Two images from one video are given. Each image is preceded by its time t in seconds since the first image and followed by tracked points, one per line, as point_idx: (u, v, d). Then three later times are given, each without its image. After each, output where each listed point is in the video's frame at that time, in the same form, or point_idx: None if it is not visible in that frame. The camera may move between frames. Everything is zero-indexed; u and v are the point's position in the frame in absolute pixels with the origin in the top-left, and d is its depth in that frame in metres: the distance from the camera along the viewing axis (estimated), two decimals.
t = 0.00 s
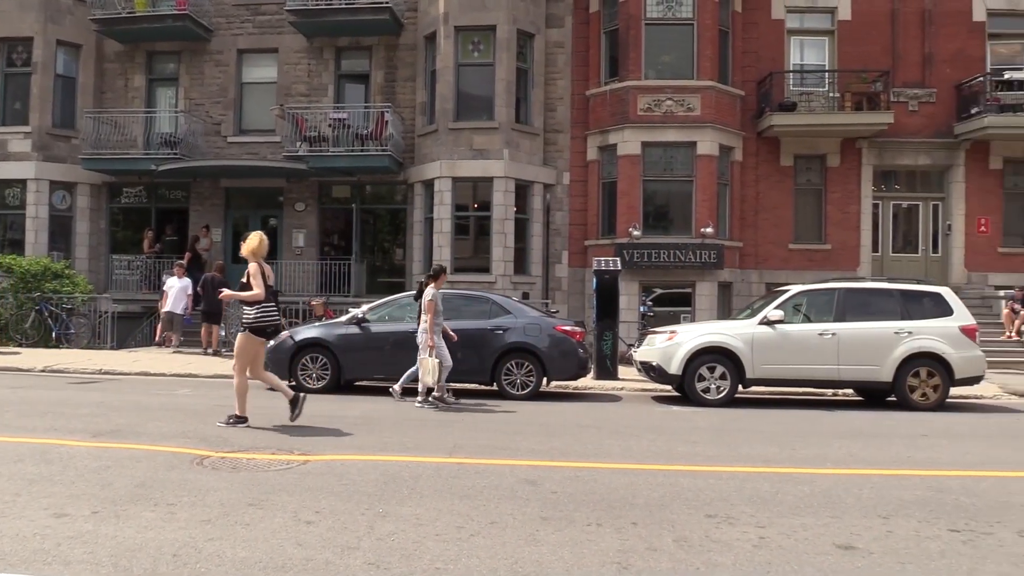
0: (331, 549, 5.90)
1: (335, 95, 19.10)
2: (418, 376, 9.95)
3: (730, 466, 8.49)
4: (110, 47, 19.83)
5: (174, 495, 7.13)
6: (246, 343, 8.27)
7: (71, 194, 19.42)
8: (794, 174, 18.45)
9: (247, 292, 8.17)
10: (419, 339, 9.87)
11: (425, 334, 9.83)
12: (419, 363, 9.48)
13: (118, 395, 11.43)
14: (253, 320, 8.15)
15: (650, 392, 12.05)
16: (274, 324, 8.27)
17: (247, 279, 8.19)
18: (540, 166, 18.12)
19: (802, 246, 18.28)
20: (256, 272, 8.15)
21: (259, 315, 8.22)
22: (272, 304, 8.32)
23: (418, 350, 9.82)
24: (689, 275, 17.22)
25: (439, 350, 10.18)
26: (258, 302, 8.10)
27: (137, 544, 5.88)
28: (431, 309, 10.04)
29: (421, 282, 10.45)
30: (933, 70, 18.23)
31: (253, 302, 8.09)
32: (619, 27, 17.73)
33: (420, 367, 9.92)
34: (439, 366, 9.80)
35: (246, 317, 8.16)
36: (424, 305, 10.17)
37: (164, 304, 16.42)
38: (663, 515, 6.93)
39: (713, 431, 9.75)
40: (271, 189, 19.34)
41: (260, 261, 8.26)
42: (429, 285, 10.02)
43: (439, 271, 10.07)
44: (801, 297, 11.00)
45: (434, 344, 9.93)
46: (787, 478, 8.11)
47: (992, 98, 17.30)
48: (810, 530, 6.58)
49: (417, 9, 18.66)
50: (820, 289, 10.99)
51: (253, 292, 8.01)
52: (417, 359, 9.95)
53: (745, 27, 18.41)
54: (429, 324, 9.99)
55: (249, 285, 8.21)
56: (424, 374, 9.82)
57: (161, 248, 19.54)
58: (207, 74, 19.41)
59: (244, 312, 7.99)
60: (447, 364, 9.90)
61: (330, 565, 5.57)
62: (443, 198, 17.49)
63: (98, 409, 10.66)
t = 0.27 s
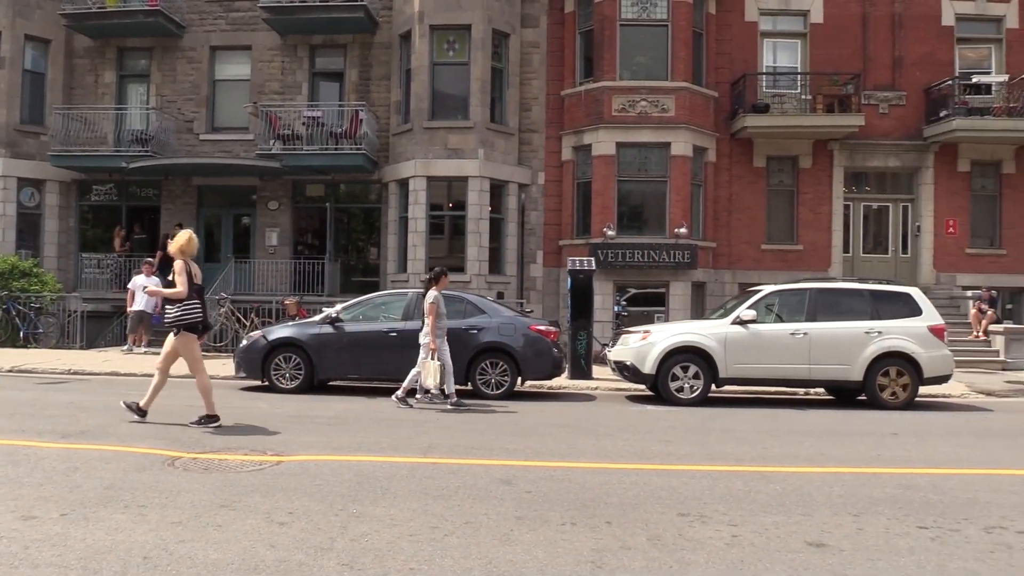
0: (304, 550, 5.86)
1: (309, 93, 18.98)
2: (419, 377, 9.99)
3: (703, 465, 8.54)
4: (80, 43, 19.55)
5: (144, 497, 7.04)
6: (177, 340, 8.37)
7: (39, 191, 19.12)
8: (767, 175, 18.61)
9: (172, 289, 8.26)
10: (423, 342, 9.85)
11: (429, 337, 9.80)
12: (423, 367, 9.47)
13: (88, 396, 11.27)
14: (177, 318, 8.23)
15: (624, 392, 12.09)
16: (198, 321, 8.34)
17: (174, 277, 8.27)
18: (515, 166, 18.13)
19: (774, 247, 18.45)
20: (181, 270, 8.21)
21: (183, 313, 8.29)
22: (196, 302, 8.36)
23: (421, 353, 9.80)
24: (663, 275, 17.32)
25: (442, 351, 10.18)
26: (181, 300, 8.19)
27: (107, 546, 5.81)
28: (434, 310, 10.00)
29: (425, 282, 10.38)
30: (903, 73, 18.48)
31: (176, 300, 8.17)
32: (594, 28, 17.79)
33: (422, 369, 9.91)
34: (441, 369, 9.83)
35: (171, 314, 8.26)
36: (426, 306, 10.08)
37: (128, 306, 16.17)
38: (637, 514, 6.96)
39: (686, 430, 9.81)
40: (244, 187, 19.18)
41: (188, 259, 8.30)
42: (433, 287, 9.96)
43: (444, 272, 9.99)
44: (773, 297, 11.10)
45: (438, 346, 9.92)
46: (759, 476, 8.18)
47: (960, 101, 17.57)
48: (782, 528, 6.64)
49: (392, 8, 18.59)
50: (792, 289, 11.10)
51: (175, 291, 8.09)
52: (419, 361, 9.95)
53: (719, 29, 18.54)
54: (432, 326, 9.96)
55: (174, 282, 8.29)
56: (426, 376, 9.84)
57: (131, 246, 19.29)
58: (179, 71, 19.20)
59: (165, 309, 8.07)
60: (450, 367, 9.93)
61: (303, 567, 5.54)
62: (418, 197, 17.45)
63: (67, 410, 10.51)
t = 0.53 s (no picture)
0: (283, 551, 5.83)
1: (288, 91, 18.87)
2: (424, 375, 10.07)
3: (682, 464, 8.58)
4: (55, 39, 19.32)
5: (121, 498, 6.97)
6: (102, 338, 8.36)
7: (13, 189, 18.88)
8: (745, 175, 18.73)
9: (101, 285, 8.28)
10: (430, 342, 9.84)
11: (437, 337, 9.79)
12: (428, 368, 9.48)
13: (63, 396, 11.14)
14: (105, 315, 8.24)
15: (604, 391, 12.12)
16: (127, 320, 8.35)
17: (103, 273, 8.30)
18: (495, 165, 18.12)
19: (752, 248, 18.57)
20: (111, 266, 8.25)
21: (111, 310, 8.29)
22: (127, 300, 8.39)
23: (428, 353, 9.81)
24: (642, 275, 17.38)
25: (449, 350, 10.19)
26: (110, 298, 8.20)
27: (82, 548, 5.75)
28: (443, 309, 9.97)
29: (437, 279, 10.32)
30: (880, 76, 18.67)
31: (105, 296, 8.18)
32: (574, 28, 17.82)
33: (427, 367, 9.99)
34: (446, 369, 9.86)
35: (98, 311, 8.25)
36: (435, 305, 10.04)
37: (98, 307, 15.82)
38: (616, 513, 6.98)
39: (666, 429, 9.85)
40: (222, 186, 19.04)
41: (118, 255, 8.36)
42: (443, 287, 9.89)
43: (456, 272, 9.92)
44: (752, 297, 11.17)
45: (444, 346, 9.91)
46: (737, 475, 8.23)
47: (936, 104, 17.77)
48: (760, 526, 6.68)
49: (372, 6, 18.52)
50: (770, 289, 11.17)
51: (105, 287, 8.11)
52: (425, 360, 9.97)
53: (699, 30, 18.62)
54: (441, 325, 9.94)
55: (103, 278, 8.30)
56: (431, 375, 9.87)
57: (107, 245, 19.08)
58: (156, 68, 19.03)
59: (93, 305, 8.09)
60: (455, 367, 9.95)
61: (281, 568, 5.50)
62: (397, 197, 17.41)
63: (41, 410, 10.38)
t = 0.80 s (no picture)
0: (261, 552, 5.79)
1: (268, 90, 18.76)
2: (433, 377, 10.06)
3: (661, 463, 8.61)
4: (31, 34, 19.08)
5: (97, 499, 6.90)
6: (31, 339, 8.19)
7: None
8: (725, 176, 18.84)
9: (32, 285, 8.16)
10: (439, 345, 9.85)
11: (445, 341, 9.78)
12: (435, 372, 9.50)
13: (38, 397, 10.99)
14: (34, 315, 8.08)
15: (584, 391, 12.14)
16: (57, 320, 8.19)
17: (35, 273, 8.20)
18: (475, 165, 18.10)
19: (731, 248, 18.68)
20: (42, 266, 8.15)
21: (41, 311, 8.15)
22: (58, 301, 8.26)
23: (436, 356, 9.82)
24: (622, 275, 17.43)
25: (459, 353, 10.16)
26: (41, 297, 8.07)
27: (56, 550, 5.68)
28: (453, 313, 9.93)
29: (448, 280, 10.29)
30: (858, 78, 18.84)
31: (36, 296, 8.07)
32: (555, 28, 17.84)
33: (435, 370, 9.97)
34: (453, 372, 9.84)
35: (28, 312, 8.11)
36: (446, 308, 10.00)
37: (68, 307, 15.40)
38: (596, 513, 6.99)
39: (645, 429, 9.88)
40: (200, 184, 18.90)
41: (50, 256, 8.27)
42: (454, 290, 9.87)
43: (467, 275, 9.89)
44: (730, 297, 11.23)
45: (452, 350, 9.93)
46: (716, 474, 8.27)
47: (912, 106, 17.97)
48: (738, 525, 6.72)
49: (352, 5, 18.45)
50: (748, 290, 11.24)
51: (34, 286, 8.00)
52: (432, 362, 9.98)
53: (679, 31, 18.69)
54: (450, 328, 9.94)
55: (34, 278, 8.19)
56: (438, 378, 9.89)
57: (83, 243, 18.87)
58: (134, 65, 18.85)
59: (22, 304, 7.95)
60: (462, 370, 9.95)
61: (259, 569, 5.47)
62: (377, 196, 17.36)
63: (15, 411, 10.24)
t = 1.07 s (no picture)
0: (238, 553, 5.75)
1: (245, 88, 18.63)
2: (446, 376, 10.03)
3: (639, 462, 8.64)
4: (3, 30, 18.82)
5: (70, 501, 6.82)
6: None
7: None
8: (702, 177, 18.94)
9: None
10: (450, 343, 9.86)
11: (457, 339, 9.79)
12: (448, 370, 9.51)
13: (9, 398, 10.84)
14: None
15: (562, 391, 12.16)
16: None
17: None
18: (454, 165, 18.08)
19: (709, 248, 18.79)
20: None
21: None
22: None
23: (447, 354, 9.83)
24: (601, 275, 17.47)
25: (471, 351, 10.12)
26: None
27: (29, 552, 5.60)
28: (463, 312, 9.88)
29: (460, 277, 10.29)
30: (834, 80, 19.01)
31: None
32: (534, 28, 17.86)
33: (448, 369, 9.95)
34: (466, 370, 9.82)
35: None
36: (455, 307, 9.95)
37: (43, 306, 15.19)
38: (574, 512, 7.01)
39: (623, 428, 9.91)
40: (176, 183, 18.73)
41: None
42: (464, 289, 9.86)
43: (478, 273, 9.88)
44: (707, 297, 11.30)
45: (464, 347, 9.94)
46: (693, 472, 8.32)
47: (888, 108, 18.17)
48: (715, 523, 6.76)
49: (330, 3, 18.37)
50: (725, 290, 11.31)
51: None
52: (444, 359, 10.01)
53: (657, 32, 18.76)
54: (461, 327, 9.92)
55: None
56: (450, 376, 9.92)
57: (56, 242, 18.63)
58: (109, 62, 18.65)
59: None
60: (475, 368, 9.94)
61: (235, 570, 5.43)
62: (356, 195, 17.30)
63: None
